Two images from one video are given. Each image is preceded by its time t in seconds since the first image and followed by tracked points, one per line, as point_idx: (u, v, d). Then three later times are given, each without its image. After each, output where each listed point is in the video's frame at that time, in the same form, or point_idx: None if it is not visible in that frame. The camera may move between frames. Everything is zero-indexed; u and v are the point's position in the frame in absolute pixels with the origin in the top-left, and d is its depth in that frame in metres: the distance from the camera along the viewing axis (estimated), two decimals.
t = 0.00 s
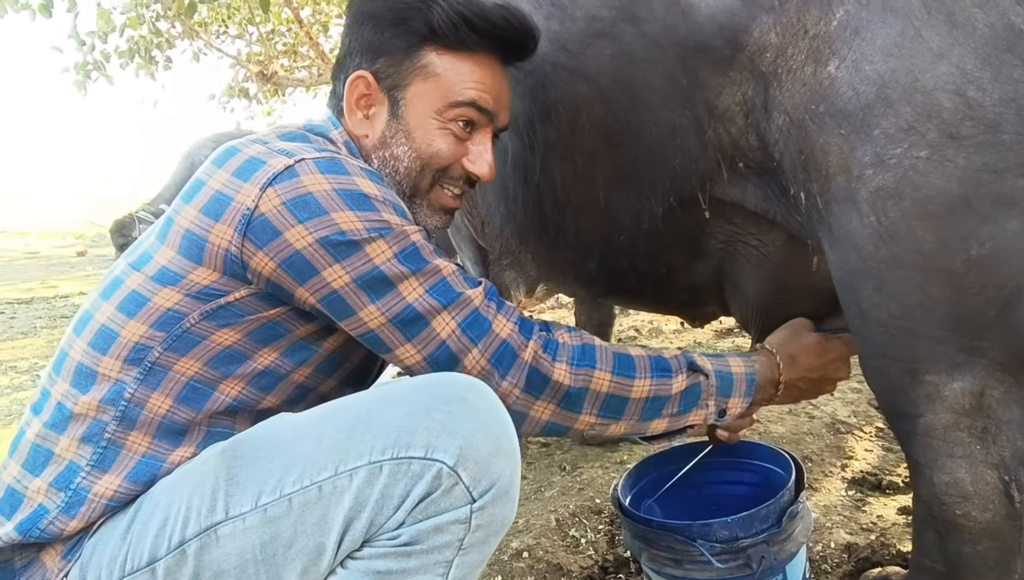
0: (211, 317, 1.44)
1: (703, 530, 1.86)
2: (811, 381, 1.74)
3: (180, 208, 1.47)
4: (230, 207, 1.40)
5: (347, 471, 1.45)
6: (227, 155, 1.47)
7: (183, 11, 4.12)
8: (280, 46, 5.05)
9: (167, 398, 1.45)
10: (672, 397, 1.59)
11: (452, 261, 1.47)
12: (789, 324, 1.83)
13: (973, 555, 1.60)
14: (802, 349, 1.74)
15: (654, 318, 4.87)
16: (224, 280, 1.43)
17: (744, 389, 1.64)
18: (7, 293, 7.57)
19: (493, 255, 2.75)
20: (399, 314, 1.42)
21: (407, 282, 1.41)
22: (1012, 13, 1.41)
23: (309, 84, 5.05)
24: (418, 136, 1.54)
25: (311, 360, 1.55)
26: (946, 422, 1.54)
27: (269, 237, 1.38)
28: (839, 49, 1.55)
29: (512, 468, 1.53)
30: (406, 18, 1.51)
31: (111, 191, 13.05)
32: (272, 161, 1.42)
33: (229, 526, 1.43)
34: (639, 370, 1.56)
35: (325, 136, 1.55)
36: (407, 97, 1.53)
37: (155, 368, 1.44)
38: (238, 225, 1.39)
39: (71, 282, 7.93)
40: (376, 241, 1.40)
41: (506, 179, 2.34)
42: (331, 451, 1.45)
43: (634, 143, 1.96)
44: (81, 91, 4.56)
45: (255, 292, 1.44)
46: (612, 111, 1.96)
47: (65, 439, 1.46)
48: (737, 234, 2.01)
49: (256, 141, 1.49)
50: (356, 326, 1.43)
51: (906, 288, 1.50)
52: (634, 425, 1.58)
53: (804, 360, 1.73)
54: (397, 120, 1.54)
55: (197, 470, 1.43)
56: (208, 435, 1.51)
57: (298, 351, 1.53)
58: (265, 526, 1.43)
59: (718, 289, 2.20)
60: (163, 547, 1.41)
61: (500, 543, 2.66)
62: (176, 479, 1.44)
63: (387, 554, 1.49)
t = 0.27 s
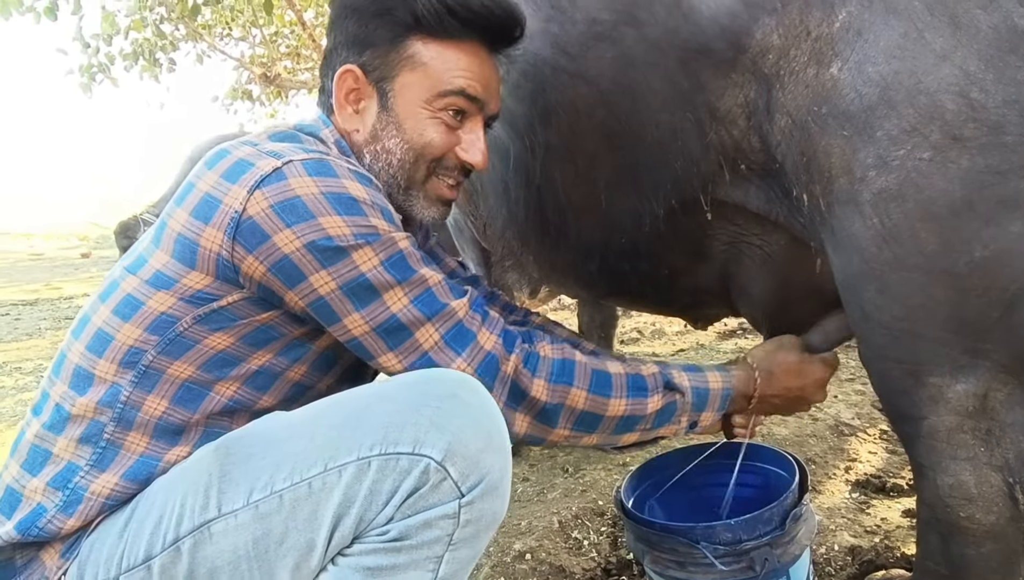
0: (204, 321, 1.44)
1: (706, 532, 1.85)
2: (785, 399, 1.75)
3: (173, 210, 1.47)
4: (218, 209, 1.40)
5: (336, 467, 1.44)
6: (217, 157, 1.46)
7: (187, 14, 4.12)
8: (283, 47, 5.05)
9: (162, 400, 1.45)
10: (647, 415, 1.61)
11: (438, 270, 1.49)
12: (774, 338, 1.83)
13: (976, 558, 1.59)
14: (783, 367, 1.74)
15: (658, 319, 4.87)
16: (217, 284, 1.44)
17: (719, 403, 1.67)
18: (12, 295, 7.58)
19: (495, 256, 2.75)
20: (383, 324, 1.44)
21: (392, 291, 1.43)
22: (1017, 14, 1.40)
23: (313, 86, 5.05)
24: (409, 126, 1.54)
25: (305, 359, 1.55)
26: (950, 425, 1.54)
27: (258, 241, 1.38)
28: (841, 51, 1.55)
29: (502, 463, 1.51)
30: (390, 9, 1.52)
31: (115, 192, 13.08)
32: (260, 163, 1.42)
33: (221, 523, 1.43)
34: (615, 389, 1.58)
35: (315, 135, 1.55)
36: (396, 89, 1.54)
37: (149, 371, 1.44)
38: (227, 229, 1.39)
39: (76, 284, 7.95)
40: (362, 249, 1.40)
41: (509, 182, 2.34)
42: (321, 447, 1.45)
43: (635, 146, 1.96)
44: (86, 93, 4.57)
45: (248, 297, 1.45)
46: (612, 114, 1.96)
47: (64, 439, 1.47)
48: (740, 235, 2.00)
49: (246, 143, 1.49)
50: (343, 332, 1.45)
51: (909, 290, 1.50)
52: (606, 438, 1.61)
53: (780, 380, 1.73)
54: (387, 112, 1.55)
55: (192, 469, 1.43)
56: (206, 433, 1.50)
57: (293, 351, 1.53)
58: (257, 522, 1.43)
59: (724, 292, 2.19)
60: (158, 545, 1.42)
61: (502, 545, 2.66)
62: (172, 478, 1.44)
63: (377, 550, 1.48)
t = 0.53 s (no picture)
0: (210, 334, 1.45)
1: (710, 535, 1.85)
2: (773, 418, 1.76)
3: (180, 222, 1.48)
4: (227, 223, 1.41)
5: (340, 470, 1.44)
6: (224, 168, 1.47)
7: (190, 17, 4.13)
8: (286, 50, 5.06)
9: (168, 410, 1.45)
10: (644, 436, 1.61)
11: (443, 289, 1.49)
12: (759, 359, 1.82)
13: (981, 562, 1.59)
14: (767, 386, 1.74)
15: (661, 321, 4.87)
16: (226, 298, 1.45)
17: (713, 424, 1.67)
18: (17, 297, 7.60)
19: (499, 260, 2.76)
20: (386, 342, 1.45)
21: (395, 311, 1.44)
22: (1016, 19, 1.40)
23: (316, 88, 5.05)
24: (437, 166, 1.58)
25: (311, 370, 1.56)
26: (953, 428, 1.53)
27: (266, 257, 1.39)
28: (841, 55, 1.54)
29: (506, 464, 1.50)
30: (443, 49, 1.54)
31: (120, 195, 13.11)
32: (266, 176, 1.42)
33: (226, 527, 1.42)
34: (614, 410, 1.59)
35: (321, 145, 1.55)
36: (433, 128, 1.56)
37: (154, 381, 1.44)
38: (237, 242, 1.40)
39: (81, 286, 7.97)
40: (368, 267, 1.41)
41: (514, 185, 2.33)
42: (325, 450, 1.45)
43: (638, 149, 1.96)
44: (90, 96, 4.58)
45: (255, 311, 1.46)
46: (616, 117, 1.96)
47: (70, 446, 1.47)
48: (741, 232, 1.99)
49: (253, 154, 1.49)
50: (347, 349, 1.46)
51: (911, 293, 1.49)
52: (603, 457, 1.62)
53: (767, 400, 1.74)
54: (418, 147, 1.56)
55: (195, 472, 1.43)
56: (210, 440, 1.50)
57: (299, 361, 1.54)
58: (261, 526, 1.43)
59: (729, 291, 2.18)
60: (163, 549, 1.42)
61: (506, 547, 2.66)
62: (176, 482, 1.44)
63: (382, 553, 1.48)
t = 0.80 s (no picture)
0: (221, 335, 1.45)
1: (713, 537, 1.85)
2: (795, 412, 1.75)
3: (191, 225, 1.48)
4: (238, 226, 1.41)
5: (352, 475, 1.45)
6: (235, 173, 1.48)
7: (194, 19, 4.13)
8: (290, 52, 5.07)
9: (178, 413, 1.46)
10: (663, 428, 1.61)
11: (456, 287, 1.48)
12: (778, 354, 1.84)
13: (986, 565, 1.60)
14: (788, 380, 1.75)
15: (664, 323, 4.87)
16: (234, 299, 1.44)
17: (732, 419, 1.67)
18: (20, 298, 7.61)
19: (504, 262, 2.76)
20: (402, 339, 1.44)
21: (411, 308, 1.43)
22: None
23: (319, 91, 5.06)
24: (445, 176, 1.58)
25: (319, 376, 1.56)
26: (958, 431, 1.54)
27: (277, 258, 1.39)
28: (849, 58, 1.55)
29: (516, 471, 1.52)
30: (457, 60, 1.54)
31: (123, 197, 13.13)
32: (279, 180, 1.43)
33: (238, 532, 1.43)
34: (634, 401, 1.58)
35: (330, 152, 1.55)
36: (442, 138, 1.56)
37: (166, 383, 1.45)
38: (248, 244, 1.40)
39: (84, 287, 7.98)
40: (382, 267, 1.41)
41: (523, 189, 2.33)
42: (337, 456, 1.45)
43: (646, 152, 1.96)
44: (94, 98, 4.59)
45: (264, 311, 1.45)
46: (624, 120, 1.97)
47: (78, 450, 1.47)
48: (748, 239, 2.01)
49: (265, 159, 1.50)
50: (362, 348, 1.45)
51: (917, 295, 1.50)
52: (625, 452, 1.60)
53: (788, 393, 1.74)
54: (427, 157, 1.56)
55: (207, 476, 1.43)
56: (219, 444, 1.51)
57: (308, 367, 1.54)
58: (273, 531, 1.44)
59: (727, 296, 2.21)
60: (174, 553, 1.42)
61: (508, 548, 2.66)
62: (185, 486, 1.44)
63: (393, 557, 1.49)
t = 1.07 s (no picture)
0: (217, 333, 1.45)
1: (713, 541, 1.87)
2: (823, 389, 1.72)
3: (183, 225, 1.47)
4: (229, 222, 1.41)
5: (356, 483, 1.46)
6: (226, 170, 1.47)
7: (196, 24, 4.14)
8: (292, 56, 5.08)
9: (177, 413, 1.46)
10: (678, 402, 1.58)
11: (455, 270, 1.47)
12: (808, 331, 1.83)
13: (987, 569, 1.60)
14: (818, 356, 1.73)
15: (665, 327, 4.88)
16: (228, 296, 1.44)
17: (754, 394, 1.63)
18: (23, 302, 7.63)
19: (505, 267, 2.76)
20: (403, 326, 1.43)
21: (409, 295, 1.42)
22: None
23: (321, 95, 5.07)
24: (440, 171, 1.58)
25: (318, 372, 1.55)
26: (959, 436, 1.54)
27: (270, 254, 1.39)
28: (848, 64, 1.55)
29: (520, 480, 1.54)
30: (450, 55, 1.54)
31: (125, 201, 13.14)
32: (270, 176, 1.43)
33: (241, 538, 1.44)
34: (645, 376, 1.56)
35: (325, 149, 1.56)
36: (436, 133, 1.56)
37: (164, 384, 1.45)
38: (237, 242, 1.40)
39: (86, 291, 7.99)
40: (376, 256, 1.41)
41: (524, 192, 2.33)
42: (340, 463, 1.47)
43: (646, 157, 1.97)
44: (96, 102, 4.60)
45: (260, 307, 1.45)
46: (625, 125, 1.97)
47: (78, 455, 1.48)
48: (748, 245, 2.01)
49: (255, 155, 1.49)
50: (361, 338, 1.45)
51: (917, 300, 1.50)
52: (638, 429, 1.59)
53: (816, 369, 1.71)
54: (421, 152, 1.57)
55: (210, 483, 1.44)
56: (220, 447, 1.51)
57: (306, 362, 1.53)
58: (277, 537, 1.45)
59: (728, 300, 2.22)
60: (177, 560, 1.43)
61: (509, 553, 2.66)
62: (191, 489, 1.45)
63: (396, 565, 1.50)
